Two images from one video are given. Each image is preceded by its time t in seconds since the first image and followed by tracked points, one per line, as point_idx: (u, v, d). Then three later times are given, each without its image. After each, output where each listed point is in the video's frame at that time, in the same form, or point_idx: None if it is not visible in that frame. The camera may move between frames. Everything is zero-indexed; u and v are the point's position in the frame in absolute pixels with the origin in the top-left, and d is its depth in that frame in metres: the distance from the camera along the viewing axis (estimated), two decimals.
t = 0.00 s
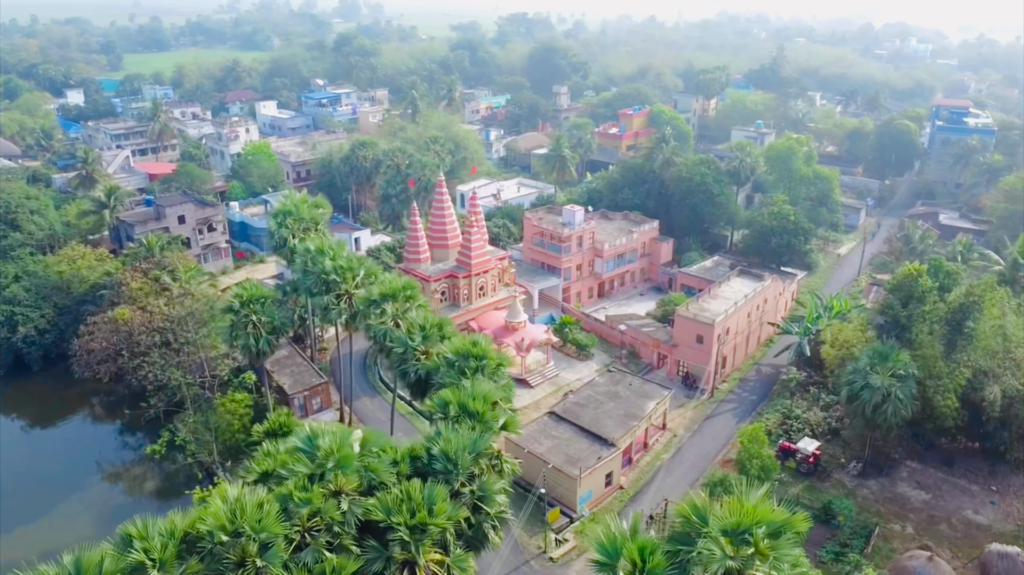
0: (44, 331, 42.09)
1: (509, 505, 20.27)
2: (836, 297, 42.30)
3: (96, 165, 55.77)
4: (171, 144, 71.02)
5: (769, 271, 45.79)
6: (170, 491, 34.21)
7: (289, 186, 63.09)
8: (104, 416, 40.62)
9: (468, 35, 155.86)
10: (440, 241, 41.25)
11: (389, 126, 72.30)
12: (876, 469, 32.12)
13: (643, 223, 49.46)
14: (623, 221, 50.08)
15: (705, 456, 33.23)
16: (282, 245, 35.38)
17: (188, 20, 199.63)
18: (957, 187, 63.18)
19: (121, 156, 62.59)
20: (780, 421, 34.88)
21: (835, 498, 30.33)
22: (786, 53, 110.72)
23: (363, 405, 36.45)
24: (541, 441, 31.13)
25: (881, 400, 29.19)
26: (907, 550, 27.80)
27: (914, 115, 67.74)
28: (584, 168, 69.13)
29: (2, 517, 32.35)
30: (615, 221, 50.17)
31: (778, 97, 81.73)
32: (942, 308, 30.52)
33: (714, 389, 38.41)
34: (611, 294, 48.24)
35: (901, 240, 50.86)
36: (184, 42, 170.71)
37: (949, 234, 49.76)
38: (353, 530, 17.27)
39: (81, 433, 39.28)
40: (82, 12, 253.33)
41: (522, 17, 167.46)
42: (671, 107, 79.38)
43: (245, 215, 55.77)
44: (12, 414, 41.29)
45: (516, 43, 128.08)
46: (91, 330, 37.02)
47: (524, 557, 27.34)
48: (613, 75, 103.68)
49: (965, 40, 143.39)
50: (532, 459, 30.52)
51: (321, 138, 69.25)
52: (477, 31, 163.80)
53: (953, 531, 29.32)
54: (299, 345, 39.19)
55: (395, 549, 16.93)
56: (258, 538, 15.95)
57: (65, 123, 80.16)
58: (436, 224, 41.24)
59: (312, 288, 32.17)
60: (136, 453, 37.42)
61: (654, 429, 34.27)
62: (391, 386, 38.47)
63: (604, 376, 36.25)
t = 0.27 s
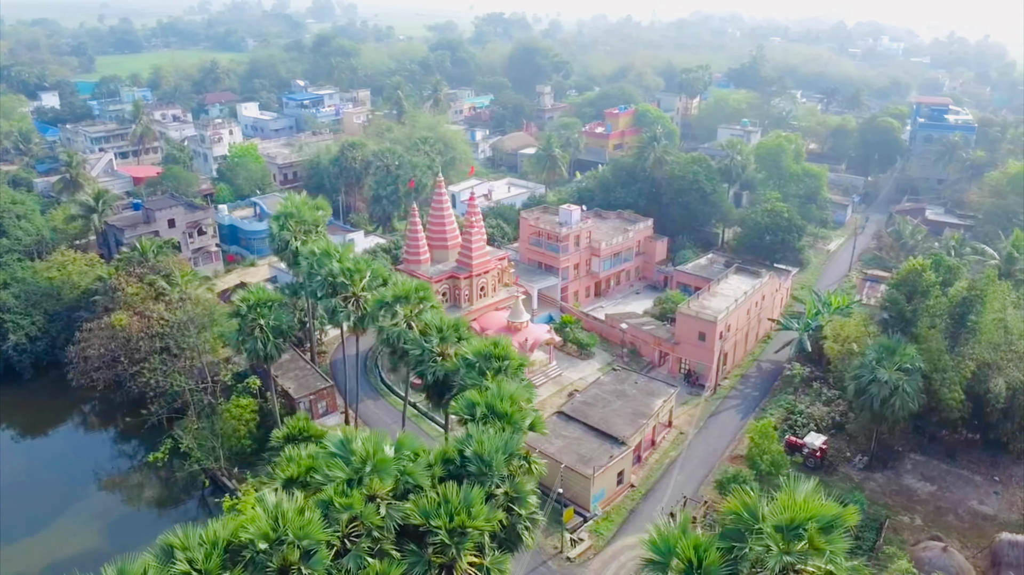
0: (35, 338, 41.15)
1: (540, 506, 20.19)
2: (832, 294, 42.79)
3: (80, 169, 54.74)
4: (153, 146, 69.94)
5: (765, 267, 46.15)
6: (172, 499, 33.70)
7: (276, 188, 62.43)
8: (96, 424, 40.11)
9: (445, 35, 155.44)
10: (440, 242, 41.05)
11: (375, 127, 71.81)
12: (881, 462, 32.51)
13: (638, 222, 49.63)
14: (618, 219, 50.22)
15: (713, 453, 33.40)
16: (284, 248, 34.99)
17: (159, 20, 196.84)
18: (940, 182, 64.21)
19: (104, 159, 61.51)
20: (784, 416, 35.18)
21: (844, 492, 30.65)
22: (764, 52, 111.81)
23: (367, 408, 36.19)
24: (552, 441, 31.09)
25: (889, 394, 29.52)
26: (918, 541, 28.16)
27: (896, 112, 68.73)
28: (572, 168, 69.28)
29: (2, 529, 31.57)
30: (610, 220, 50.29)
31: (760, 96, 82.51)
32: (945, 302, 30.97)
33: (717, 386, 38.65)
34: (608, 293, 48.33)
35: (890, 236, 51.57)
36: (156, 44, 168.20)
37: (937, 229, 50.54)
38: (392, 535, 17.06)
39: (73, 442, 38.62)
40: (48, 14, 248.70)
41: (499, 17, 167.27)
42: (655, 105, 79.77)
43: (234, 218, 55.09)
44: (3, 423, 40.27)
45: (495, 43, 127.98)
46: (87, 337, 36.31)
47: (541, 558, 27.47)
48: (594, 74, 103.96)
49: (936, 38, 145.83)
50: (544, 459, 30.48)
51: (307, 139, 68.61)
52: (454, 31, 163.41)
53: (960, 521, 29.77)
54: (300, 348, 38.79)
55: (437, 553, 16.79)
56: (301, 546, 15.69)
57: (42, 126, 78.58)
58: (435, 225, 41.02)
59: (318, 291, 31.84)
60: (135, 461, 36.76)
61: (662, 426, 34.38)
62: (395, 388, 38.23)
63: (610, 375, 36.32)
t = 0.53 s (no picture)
0: (27, 346, 40.30)
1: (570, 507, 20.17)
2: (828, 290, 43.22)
3: (65, 173, 53.75)
4: (135, 149, 68.96)
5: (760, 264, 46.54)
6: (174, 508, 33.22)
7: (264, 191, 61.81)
8: (88, 432, 39.54)
9: (423, 35, 154.87)
10: (439, 243, 40.91)
11: (362, 128, 71.36)
12: (886, 456, 32.93)
13: (632, 221, 49.83)
14: (612, 219, 50.37)
15: (720, 450, 33.59)
16: (286, 251, 34.59)
17: (130, 22, 193.81)
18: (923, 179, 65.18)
19: (88, 162, 60.46)
20: (788, 412, 35.50)
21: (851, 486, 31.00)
22: (743, 51, 112.76)
23: (372, 412, 35.97)
24: (562, 441, 31.09)
25: (896, 388, 29.90)
26: (927, 533, 28.57)
27: (879, 110, 69.66)
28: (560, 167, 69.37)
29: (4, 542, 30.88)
30: (604, 219, 50.43)
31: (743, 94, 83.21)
32: (948, 297, 31.44)
33: (719, 383, 38.91)
34: (604, 292, 48.43)
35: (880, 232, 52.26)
36: (129, 45, 165.68)
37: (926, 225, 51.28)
38: (431, 540, 16.93)
39: (68, 451, 37.96)
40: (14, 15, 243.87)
41: (476, 17, 166.99)
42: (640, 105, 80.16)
43: (224, 221, 54.43)
44: None
45: (475, 43, 127.83)
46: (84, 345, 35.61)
47: (558, 558, 27.52)
48: (577, 73, 104.18)
49: (908, 37, 148.09)
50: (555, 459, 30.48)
51: (294, 141, 67.99)
52: (431, 31, 162.92)
53: (966, 513, 30.21)
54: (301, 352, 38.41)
55: (478, 556, 16.69)
56: (345, 554, 15.50)
57: (19, 129, 77.04)
58: (434, 226, 40.85)
59: (324, 294, 31.53)
60: (136, 469, 36.15)
61: (668, 425, 34.48)
62: (398, 391, 38.00)
63: (615, 374, 36.41)
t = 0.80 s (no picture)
0: (17, 355, 39.37)
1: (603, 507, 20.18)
2: (823, 287, 43.71)
3: (47, 178, 52.51)
4: (115, 152, 67.82)
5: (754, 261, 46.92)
6: (178, 517, 32.68)
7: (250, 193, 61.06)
8: (79, 441, 38.78)
9: (399, 35, 154.03)
10: (439, 245, 40.72)
11: (347, 129, 70.76)
12: (890, 449, 33.38)
13: (626, 220, 49.99)
14: (606, 218, 50.52)
15: (727, 446, 33.86)
16: (288, 255, 34.16)
17: (97, 23, 190.25)
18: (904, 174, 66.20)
19: (69, 167, 59.25)
20: (791, 407, 35.83)
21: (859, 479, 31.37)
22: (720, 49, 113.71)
23: (377, 416, 35.75)
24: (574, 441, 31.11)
25: (903, 382, 30.31)
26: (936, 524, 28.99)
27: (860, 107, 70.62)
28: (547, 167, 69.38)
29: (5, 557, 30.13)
30: (598, 218, 50.54)
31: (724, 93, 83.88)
32: (949, 291, 31.95)
33: (720, 380, 39.18)
34: (600, 291, 48.48)
35: (868, 227, 52.99)
36: (97, 46, 162.70)
37: (913, 221, 52.10)
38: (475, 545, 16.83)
39: (65, 462, 37.17)
40: None
41: (451, 17, 166.48)
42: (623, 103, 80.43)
43: (212, 225, 53.62)
44: None
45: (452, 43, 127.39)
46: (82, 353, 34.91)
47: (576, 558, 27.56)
48: (556, 73, 104.31)
49: (878, 35, 150.44)
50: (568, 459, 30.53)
51: (278, 142, 67.19)
52: (406, 31, 162.18)
53: (971, 503, 30.72)
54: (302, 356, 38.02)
55: (524, 560, 16.60)
56: (394, 561, 15.34)
57: None
58: (433, 228, 40.63)
59: (331, 298, 31.18)
60: (135, 479, 35.49)
61: (675, 422, 34.64)
62: (401, 394, 37.77)
63: (619, 373, 36.51)
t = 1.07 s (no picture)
0: (8, 365, 38.56)
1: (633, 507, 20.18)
2: (818, 284, 44.23)
3: (30, 183, 51.43)
4: (94, 156, 67.69)
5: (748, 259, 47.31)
6: (181, 527, 32.17)
7: (237, 196, 60.32)
8: (71, 451, 38.02)
9: (375, 36, 153.22)
10: (438, 247, 40.52)
11: (332, 130, 70.17)
12: (893, 442, 33.83)
13: (620, 220, 50.16)
14: (599, 217, 50.63)
15: (733, 443, 34.10)
16: (290, 259, 33.79)
17: (64, 24, 186.76)
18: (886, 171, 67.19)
19: (51, 171, 58.13)
20: (793, 403, 36.22)
21: (865, 473, 31.78)
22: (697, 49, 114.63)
23: (381, 419, 35.51)
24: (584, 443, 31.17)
25: (907, 376, 30.75)
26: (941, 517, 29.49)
27: (841, 105, 71.56)
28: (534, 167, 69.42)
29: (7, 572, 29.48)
30: (591, 218, 50.64)
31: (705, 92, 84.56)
32: (951, 286, 32.48)
33: (721, 377, 39.52)
34: (596, 290, 48.59)
35: (856, 224, 53.69)
36: (66, 48, 159.95)
37: (900, 217, 52.88)
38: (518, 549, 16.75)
39: (61, 472, 36.47)
40: None
41: (426, 17, 165.86)
42: (607, 103, 80.75)
43: (201, 228, 52.91)
44: None
45: (430, 43, 126.95)
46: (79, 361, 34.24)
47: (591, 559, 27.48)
48: (537, 73, 104.43)
49: (850, 34, 152.69)
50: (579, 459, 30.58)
51: (263, 144, 66.46)
52: (381, 31, 161.35)
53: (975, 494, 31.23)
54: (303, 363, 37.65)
55: (567, 562, 16.57)
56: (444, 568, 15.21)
57: None
58: (432, 229, 40.41)
59: (339, 302, 30.90)
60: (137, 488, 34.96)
61: (681, 420, 34.81)
62: (404, 398, 37.55)
63: (623, 372, 36.63)
